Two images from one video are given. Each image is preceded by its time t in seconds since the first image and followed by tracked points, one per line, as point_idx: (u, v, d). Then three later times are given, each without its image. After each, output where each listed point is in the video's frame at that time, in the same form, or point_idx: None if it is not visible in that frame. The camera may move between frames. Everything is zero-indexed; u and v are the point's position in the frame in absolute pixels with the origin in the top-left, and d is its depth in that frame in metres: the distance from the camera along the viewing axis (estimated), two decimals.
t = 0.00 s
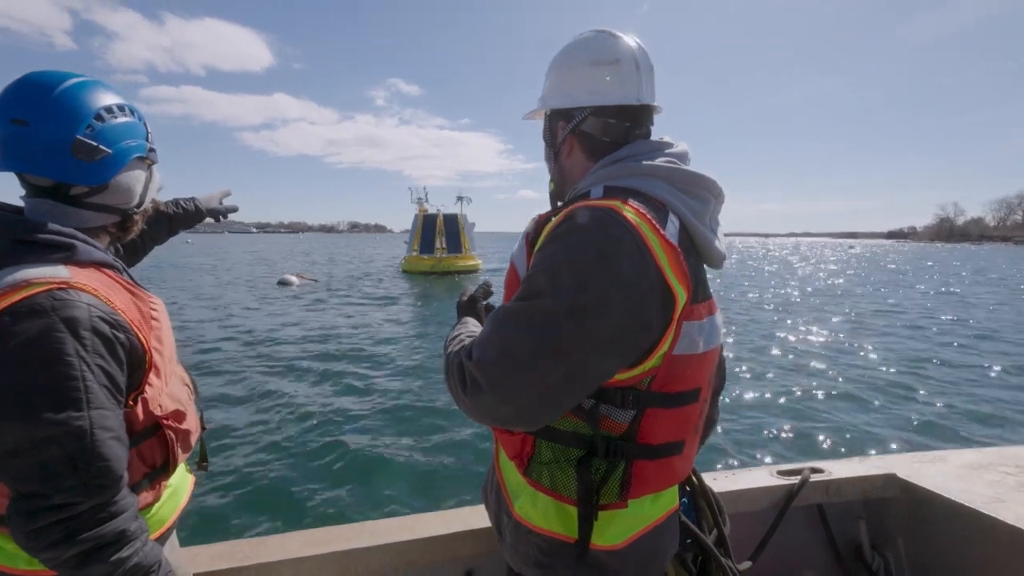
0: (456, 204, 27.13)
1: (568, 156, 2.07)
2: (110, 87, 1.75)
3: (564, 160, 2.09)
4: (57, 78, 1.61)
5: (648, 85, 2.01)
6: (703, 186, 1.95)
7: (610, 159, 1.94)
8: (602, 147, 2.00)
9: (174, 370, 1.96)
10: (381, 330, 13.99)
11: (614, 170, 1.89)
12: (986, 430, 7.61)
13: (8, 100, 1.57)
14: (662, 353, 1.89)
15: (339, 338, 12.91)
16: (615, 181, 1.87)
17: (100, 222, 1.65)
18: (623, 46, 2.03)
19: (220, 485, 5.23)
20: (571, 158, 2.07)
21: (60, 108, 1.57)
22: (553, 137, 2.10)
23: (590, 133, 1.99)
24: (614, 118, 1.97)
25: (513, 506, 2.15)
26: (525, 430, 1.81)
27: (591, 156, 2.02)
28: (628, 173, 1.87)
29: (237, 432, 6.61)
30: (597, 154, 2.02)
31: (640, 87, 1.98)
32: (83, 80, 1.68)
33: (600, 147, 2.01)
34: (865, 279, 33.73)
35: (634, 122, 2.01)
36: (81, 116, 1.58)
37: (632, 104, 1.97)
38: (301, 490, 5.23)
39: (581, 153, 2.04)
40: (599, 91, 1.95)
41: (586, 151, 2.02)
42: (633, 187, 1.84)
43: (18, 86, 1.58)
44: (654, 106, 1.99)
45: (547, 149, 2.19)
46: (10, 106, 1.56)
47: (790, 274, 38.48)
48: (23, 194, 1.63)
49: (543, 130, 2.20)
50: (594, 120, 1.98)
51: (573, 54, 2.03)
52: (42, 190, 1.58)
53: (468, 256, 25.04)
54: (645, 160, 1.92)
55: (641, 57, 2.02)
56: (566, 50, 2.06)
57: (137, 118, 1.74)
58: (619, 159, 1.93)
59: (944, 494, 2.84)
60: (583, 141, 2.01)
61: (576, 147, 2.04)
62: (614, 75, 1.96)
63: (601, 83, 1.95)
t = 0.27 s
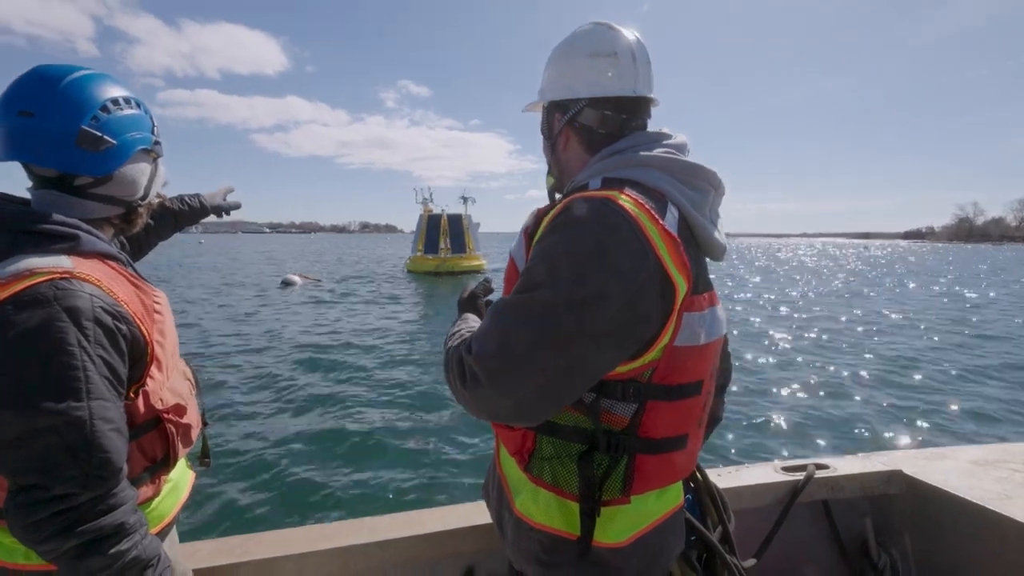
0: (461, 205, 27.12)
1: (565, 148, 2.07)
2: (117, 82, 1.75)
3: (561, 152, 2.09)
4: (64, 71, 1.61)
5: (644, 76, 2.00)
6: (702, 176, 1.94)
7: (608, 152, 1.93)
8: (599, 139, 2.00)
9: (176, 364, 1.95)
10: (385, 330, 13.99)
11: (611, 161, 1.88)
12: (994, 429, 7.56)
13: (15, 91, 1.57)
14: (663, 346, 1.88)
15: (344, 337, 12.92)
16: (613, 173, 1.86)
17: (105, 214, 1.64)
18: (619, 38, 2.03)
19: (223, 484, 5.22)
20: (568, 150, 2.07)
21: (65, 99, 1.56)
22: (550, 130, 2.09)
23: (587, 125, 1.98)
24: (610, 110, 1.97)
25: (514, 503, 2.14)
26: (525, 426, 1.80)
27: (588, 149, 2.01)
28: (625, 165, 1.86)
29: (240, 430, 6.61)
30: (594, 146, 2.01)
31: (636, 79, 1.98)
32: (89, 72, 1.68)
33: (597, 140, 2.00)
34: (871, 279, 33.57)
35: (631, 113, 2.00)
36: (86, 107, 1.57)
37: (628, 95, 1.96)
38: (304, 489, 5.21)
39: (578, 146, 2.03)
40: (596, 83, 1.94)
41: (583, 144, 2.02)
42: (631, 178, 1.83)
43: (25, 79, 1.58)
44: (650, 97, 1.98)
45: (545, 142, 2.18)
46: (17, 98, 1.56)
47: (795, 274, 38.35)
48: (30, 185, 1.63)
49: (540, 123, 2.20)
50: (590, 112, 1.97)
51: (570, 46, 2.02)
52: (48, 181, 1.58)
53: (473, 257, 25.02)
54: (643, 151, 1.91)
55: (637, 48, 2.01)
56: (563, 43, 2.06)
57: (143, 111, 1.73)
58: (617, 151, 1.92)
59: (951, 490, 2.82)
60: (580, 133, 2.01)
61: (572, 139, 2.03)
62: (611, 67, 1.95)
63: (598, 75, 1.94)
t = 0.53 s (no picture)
0: (464, 204, 27.12)
1: (568, 144, 2.08)
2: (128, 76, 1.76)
3: (565, 148, 2.10)
4: (77, 66, 1.63)
5: (647, 71, 2.02)
6: (704, 171, 1.96)
7: (612, 148, 1.95)
8: (602, 135, 2.02)
9: (185, 358, 1.97)
10: (388, 328, 14.01)
11: (614, 157, 1.90)
12: (998, 427, 7.55)
13: (28, 86, 1.59)
14: (668, 342, 1.90)
15: (347, 336, 12.94)
16: (617, 169, 1.88)
17: (117, 208, 1.67)
18: (622, 33, 2.04)
19: (227, 479, 5.24)
20: (572, 146, 2.08)
21: (77, 94, 1.58)
22: (553, 125, 2.11)
23: (590, 120, 2.00)
24: (613, 105, 1.98)
25: (518, 497, 2.16)
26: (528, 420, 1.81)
27: (591, 144, 2.03)
28: (629, 160, 1.88)
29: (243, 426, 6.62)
30: (598, 141, 2.03)
31: (640, 74, 1.99)
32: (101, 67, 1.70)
33: (600, 135, 2.02)
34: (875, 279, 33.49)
35: (634, 109, 2.01)
36: (98, 102, 1.59)
37: (631, 91, 1.98)
38: (306, 484, 5.23)
39: (581, 141, 2.05)
40: (600, 78, 1.96)
41: (587, 139, 2.03)
42: (635, 174, 1.85)
43: (38, 74, 1.60)
44: (653, 92, 2.00)
45: (548, 138, 2.20)
46: (30, 93, 1.58)
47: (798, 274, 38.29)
48: (43, 179, 1.65)
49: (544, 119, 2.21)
50: (593, 108, 1.99)
51: (573, 42, 2.04)
52: (61, 175, 1.60)
53: (476, 256, 25.02)
54: (647, 146, 1.93)
55: (640, 44, 2.03)
56: (567, 38, 2.08)
57: (154, 106, 1.75)
58: (621, 146, 1.94)
59: (953, 486, 2.83)
60: (583, 129, 2.03)
61: (576, 134, 2.05)
62: (614, 63, 1.97)
63: (601, 71, 1.97)
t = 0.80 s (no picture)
0: (472, 204, 27.15)
1: (579, 144, 2.11)
2: (142, 78, 1.81)
3: (575, 148, 2.13)
4: (92, 69, 1.67)
5: (660, 73, 2.04)
6: (716, 175, 1.97)
7: (623, 149, 1.98)
8: (613, 136, 2.04)
9: (198, 357, 2.01)
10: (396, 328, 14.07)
11: (626, 159, 1.92)
12: (1008, 427, 7.50)
13: (45, 89, 1.64)
14: (679, 345, 1.92)
15: (355, 335, 12.99)
16: (628, 171, 1.91)
17: (132, 208, 1.71)
18: (635, 34, 2.07)
19: (236, 477, 5.29)
20: (582, 146, 2.11)
21: (93, 96, 1.62)
22: (564, 125, 2.14)
23: (601, 121, 2.03)
24: (624, 107, 2.01)
25: (525, 496, 2.19)
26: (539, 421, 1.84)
27: (602, 145, 2.05)
28: (641, 162, 1.90)
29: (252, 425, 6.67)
30: (608, 142, 2.05)
31: (651, 75, 2.01)
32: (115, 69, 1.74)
33: (611, 136, 2.04)
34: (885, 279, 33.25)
35: (645, 111, 2.04)
36: (113, 104, 1.64)
37: (642, 92, 2.00)
38: (314, 482, 5.27)
39: (592, 142, 2.07)
40: (611, 80, 1.99)
41: (597, 140, 2.06)
42: (647, 176, 1.87)
43: (55, 77, 1.65)
44: (664, 94, 2.02)
45: (559, 138, 2.23)
46: (47, 96, 1.62)
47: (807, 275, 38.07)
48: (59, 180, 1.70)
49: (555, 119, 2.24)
50: (605, 109, 2.02)
51: (586, 43, 2.07)
52: (77, 176, 1.65)
53: (483, 257, 25.05)
54: (658, 149, 1.95)
55: (652, 45, 2.05)
56: (579, 39, 2.10)
57: (166, 107, 1.79)
58: (632, 148, 1.96)
59: (955, 485, 2.84)
60: (594, 129, 2.05)
61: (586, 135, 2.08)
62: (625, 64, 1.99)
63: (612, 72, 1.99)
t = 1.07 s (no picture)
0: (479, 204, 27.01)
1: (588, 142, 2.07)
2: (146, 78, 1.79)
3: (584, 146, 2.09)
4: (95, 68, 1.65)
5: (671, 71, 2.00)
6: (730, 174, 1.93)
7: (633, 148, 1.94)
8: (622, 134, 2.00)
9: (201, 357, 1.98)
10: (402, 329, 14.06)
11: (636, 158, 1.88)
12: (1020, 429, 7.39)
13: (47, 88, 1.62)
14: (691, 345, 1.88)
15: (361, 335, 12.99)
16: (639, 170, 1.87)
17: (134, 208, 1.69)
18: (644, 32, 2.03)
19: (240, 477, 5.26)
20: (592, 144, 2.07)
21: (95, 96, 1.60)
22: (573, 123, 2.10)
23: (610, 119, 1.99)
24: (634, 104, 1.97)
25: (532, 498, 2.15)
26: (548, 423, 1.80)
27: (612, 143, 2.01)
28: (651, 160, 1.86)
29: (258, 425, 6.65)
30: (618, 140, 2.01)
31: (662, 72, 1.97)
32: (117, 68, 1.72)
33: (620, 135, 2.01)
34: (895, 281, 32.98)
35: (655, 109, 2.00)
36: (114, 104, 1.61)
37: (652, 90, 1.96)
38: (319, 482, 5.24)
39: (601, 140, 2.03)
40: (620, 77, 1.95)
41: (606, 138, 2.02)
42: (658, 175, 1.83)
43: (57, 76, 1.63)
44: (676, 91, 1.98)
45: (567, 137, 2.19)
46: (49, 95, 1.61)
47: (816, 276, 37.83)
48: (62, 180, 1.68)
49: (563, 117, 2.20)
50: (614, 106, 1.98)
51: (595, 41, 2.03)
52: (80, 175, 1.62)
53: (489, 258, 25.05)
54: (668, 147, 1.91)
55: (663, 42, 2.01)
56: (588, 36, 2.07)
57: (169, 106, 1.77)
58: (642, 147, 1.92)
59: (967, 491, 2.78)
60: (603, 127, 2.01)
61: (595, 133, 2.04)
62: (635, 60, 1.95)
63: (622, 69, 1.95)
